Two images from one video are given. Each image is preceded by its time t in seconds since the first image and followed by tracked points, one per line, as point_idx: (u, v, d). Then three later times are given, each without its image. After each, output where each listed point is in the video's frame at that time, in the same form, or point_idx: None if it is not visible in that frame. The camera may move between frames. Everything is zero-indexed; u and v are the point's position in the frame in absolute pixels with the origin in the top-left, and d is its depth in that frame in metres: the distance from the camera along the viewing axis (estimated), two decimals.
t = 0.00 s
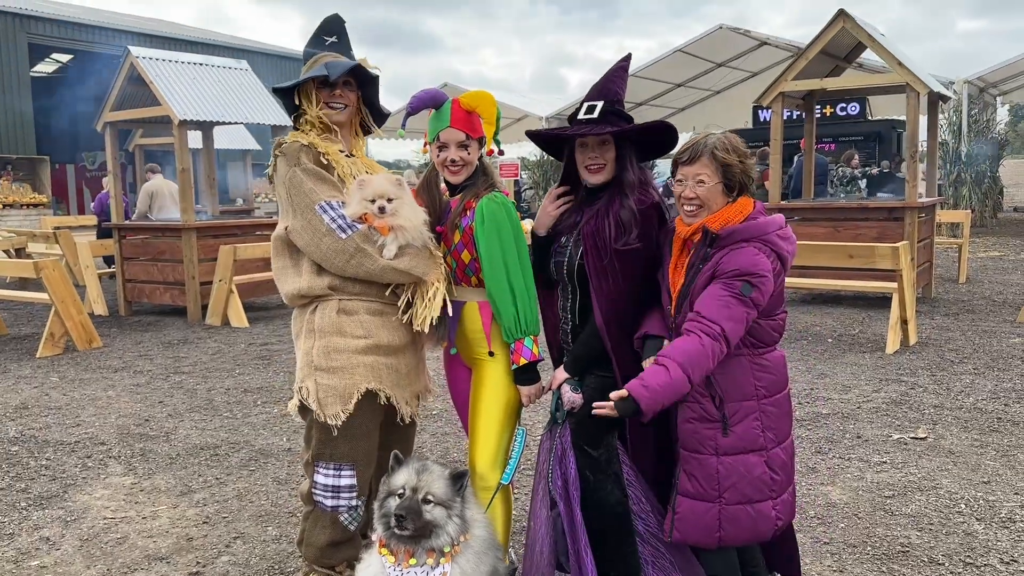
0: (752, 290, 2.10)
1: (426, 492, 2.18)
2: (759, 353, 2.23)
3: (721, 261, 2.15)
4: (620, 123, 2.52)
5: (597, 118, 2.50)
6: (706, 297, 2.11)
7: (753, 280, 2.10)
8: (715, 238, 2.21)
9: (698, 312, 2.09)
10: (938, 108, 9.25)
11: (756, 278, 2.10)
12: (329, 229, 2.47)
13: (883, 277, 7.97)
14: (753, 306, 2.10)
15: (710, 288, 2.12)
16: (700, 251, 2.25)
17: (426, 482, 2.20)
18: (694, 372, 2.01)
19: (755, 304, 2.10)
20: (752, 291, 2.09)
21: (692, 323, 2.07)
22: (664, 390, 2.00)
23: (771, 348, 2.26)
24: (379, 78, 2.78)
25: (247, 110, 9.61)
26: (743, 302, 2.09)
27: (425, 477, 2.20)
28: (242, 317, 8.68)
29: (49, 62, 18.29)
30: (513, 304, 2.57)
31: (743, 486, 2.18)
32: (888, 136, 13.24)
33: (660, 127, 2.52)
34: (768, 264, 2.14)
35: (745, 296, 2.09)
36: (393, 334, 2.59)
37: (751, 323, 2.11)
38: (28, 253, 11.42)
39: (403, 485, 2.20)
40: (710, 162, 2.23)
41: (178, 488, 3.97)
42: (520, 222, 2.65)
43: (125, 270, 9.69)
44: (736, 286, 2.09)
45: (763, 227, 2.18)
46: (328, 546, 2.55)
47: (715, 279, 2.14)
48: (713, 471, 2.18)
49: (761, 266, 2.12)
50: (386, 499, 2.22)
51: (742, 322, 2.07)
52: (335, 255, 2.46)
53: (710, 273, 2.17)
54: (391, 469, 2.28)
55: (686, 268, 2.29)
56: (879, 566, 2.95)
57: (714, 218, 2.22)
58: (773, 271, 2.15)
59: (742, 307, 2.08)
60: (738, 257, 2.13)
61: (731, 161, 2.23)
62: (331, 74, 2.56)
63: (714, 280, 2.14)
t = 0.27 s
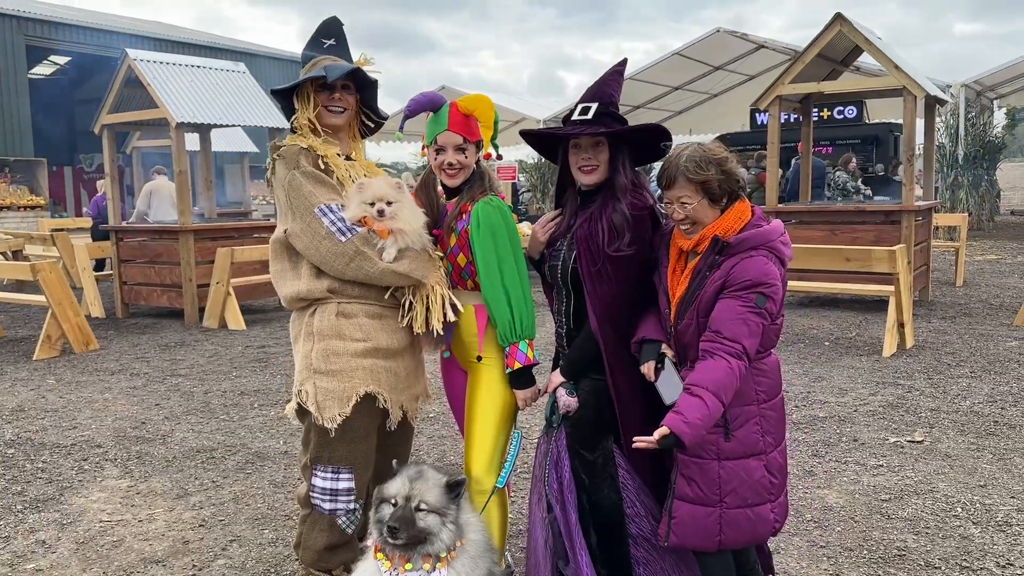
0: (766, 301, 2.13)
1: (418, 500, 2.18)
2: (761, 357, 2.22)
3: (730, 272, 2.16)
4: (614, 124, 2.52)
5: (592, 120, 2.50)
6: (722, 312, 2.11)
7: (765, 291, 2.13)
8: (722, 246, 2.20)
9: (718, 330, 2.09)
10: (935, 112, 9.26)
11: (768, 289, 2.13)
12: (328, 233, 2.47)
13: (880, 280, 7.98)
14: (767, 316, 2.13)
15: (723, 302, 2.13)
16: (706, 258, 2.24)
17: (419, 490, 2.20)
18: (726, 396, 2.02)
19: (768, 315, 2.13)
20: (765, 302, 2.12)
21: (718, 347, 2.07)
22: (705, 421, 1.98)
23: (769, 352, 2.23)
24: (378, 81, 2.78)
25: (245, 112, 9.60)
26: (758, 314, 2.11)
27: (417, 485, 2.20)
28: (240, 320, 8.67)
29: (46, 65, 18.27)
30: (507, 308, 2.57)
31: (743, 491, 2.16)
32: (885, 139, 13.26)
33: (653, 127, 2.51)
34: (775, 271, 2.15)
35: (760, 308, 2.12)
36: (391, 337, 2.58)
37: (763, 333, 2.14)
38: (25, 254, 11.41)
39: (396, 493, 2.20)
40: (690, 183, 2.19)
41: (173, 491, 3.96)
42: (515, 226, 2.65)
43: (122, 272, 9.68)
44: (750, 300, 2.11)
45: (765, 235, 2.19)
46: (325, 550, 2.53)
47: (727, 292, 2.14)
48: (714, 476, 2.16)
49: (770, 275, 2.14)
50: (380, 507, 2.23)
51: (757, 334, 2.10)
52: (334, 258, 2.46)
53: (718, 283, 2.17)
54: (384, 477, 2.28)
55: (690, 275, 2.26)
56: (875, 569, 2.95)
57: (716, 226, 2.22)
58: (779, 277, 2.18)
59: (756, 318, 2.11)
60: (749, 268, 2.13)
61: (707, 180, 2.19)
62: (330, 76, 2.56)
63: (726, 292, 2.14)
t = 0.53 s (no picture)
0: (768, 301, 2.13)
1: (393, 508, 2.12)
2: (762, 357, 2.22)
3: (730, 272, 2.15)
4: (612, 124, 2.52)
5: (589, 119, 2.50)
6: (725, 314, 2.12)
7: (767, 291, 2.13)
8: (721, 246, 2.20)
9: (722, 334, 2.10)
10: (935, 113, 9.26)
11: (770, 288, 2.13)
12: (328, 231, 2.46)
13: (880, 280, 7.98)
14: (770, 315, 2.14)
15: (724, 303, 2.13)
16: (706, 258, 2.23)
17: (393, 498, 2.13)
18: (736, 400, 2.04)
19: (771, 314, 2.14)
20: (767, 302, 2.12)
21: (725, 351, 2.08)
22: (716, 426, 2.01)
23: (770, 352, 2.23)
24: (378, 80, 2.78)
25: (245, 111, 9.60)
26: (761, 314, 2.12)
27: (391, 493, 2.14)
28: (239, 319, 8.67)
29: (46, 63, 18.27)
30: (506, 306, 2.57)
31: (743, 491, 2.16)
32: (885, 139, 13.26)
33: (650, 127, 2.50)
34: (774, 269, 2.15)
35: (762, 308, 2.12)
36: (390, 337, 2.58)
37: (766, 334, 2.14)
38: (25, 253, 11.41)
39: (373, 501, 2.16)
40: (692, 175, 2.19)
41: (172, 490, 3.96)
42: (514, 226, 2.66)
43: (122, 271, 9.67)
44: (753, 301, 2.11)
45: (764, 233, 2.19)
46: (323, 549, 2.52)
47: (728, 293, 2.14)
48: (715, 477, 2.15)
49: (771, 274, 2.14)
50: (362, 514, 2.19)
51: (760, 335, 2.11)
52: (334, 256, 2.46)
53: (718, 284, 2.17)
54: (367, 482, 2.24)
55: (688, 275, 2.26)
56: (874, 570, 2.95)
57: (713, 224, 2.21)
58: (779, 275, 2.18)
59: (759, 319, 2.11)
60: (749, 267, 2.13)
61: (715, 168, 2.19)
62: (330, 75, 2.56)
63: (727, 293, 2.14)
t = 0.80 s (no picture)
0: (773, 298, 2.12)
1: (370, 510, 2.12)
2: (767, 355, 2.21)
3: (734, 270, 2.15)
4: (611, 120, 2.51)
5: (588, 114, 2.50)
6: (731, 313, 2.11)
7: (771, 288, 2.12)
8: (725, 243, 2.20)
9: (729, 334, 2.10)
10: (937, 111, 9.24)
11: (775, 285, 2.12)
12: (328, 226, 2.46)
13: (881, 279, 7.97)
14: (775, 313, 2.14)
15: (730, 301, 2.13)
16: (708, 255, 2.22)
17: (370, 500, 2.13)
18: (745, 400, 2.05)
19: (776, 312, 2.14)
20: (772, 299, 2.12)
21: (734, 352, 2.08)
22: (729, 428, 2.01)
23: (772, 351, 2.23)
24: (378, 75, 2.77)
25: (246, 106, 9.60)
26: (766, 312, 2.12)
27: (370, 493, 2.15)
28: (240, 314, 8.67)
29: (48, 58, 18.25)
30: (506, 301, 2.56)
31: (746, 489, 2.16)
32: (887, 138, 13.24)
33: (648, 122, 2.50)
34: (778, 266, 2.15)
35: (767, 305, 2.12)
36: (391, 331, 2.57)
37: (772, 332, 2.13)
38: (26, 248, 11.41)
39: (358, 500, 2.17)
40: (702, 161, 2.20)
41: (171, 485, 3.97)
42: (515, 221, 2.66)
43: (123, 266, 9.67)
44: (758, 299, 2.11)
45: (766, 231, 2.19)
46: (324, 544, 2.51)
47: (732, 291, 2.13)
48: (718, 475, 2.15)
49: (775, 272, 2.13)
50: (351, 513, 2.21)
51: (765, 333, 2.11)
52: (334, 251, 2.46)
53: (722, 282, 2.16)
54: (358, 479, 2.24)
55: (691, 272, 2.25)
56: (873, 567, 2.96)
57: (715, 221, 2.21)
58: (783, 272, 2.17)
59: (764, 317, 2.11)
60: (753, 265, 2.12)
61: (721, 162, 2.20)
62: (330, 70, 2.56)
63: (731, 292, 2.14)
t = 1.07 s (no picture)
0: (777, 292, 2.12)
1: (363, 501, 2.14)
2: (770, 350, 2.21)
3: (738, 265, 2.14)
4: (613, 115, 2.51)
5: (590, 110, 2.49)
6: (735, 308, 2.11)
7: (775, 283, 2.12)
8: (728, 237, 2.19)
9: (734, 329, 2.10)
10: (941, 107, 9.21)
11: (779, 280, 2.12)
12: (330, 219, 2.46)
13: (883, 275, 7.96)
14: (779, 308, 2.13)
15: (734, 296, 2.12)
16: (711, 250, 2.22)
17: (363, 491, 2.15)
18: (751, 395, 2.06)
19: (780, 306, 2.13)
20: (776, 293, 2.12)
21: (739, 347, 2.09)
22: (735, 423, 2.02)
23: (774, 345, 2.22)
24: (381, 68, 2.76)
25: (249, 99, 9.59)
26: (771, 306, 2.12)
27: (362, 485, 2.16)
28: (242, 307, 8.69)
29: (50, 49, 18.22)
30: (510, 295, 2.56)
31: (747, 483, 2.16)
32: (891, 134, 13.20)
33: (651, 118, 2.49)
34: (781, 260, 2.15)
35: (771, 299, 2.11)
36: (393, 325, 2.58)
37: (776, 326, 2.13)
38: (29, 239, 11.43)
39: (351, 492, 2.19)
40: (706, 157, 2.19)
41: (172, 476, 3.98)
42: (519, 215, 2.65)
43: (125, 258, 9.68)
44: (762, 294, 2.10)
45: (769, 226, 2.18)
46: (325, 535, 2.52)
47: (736, 286, 2.13)
48: (719, 470, 2.15)
49: (779, 267, 2.13)
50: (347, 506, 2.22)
51: (770, 327, 2.11)
52: (336, 244, 2.46)
53: (725, 277, 2.16)
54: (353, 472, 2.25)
55: (693, 267, 2.25)
56: (873, 562, 2.97)
57: (718, 215, 2.20)
58: (785, 267, 2.17)
59: (769, 311, 2.11)
60: (756, 261, 2.12)
61: (726, 156, 2.20)
62: (333, 64, 2.55)
63: (735, 287, 2.14)
